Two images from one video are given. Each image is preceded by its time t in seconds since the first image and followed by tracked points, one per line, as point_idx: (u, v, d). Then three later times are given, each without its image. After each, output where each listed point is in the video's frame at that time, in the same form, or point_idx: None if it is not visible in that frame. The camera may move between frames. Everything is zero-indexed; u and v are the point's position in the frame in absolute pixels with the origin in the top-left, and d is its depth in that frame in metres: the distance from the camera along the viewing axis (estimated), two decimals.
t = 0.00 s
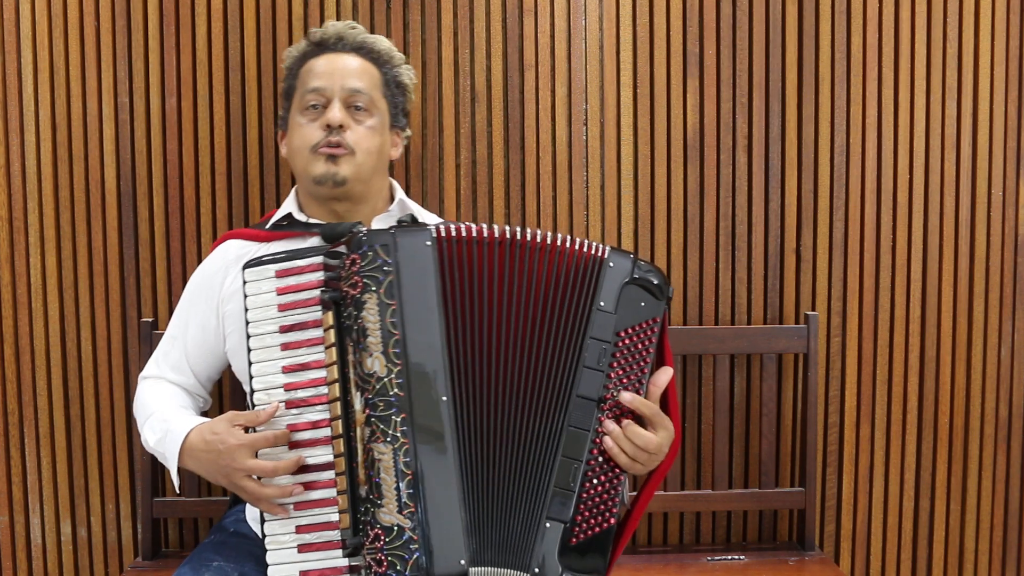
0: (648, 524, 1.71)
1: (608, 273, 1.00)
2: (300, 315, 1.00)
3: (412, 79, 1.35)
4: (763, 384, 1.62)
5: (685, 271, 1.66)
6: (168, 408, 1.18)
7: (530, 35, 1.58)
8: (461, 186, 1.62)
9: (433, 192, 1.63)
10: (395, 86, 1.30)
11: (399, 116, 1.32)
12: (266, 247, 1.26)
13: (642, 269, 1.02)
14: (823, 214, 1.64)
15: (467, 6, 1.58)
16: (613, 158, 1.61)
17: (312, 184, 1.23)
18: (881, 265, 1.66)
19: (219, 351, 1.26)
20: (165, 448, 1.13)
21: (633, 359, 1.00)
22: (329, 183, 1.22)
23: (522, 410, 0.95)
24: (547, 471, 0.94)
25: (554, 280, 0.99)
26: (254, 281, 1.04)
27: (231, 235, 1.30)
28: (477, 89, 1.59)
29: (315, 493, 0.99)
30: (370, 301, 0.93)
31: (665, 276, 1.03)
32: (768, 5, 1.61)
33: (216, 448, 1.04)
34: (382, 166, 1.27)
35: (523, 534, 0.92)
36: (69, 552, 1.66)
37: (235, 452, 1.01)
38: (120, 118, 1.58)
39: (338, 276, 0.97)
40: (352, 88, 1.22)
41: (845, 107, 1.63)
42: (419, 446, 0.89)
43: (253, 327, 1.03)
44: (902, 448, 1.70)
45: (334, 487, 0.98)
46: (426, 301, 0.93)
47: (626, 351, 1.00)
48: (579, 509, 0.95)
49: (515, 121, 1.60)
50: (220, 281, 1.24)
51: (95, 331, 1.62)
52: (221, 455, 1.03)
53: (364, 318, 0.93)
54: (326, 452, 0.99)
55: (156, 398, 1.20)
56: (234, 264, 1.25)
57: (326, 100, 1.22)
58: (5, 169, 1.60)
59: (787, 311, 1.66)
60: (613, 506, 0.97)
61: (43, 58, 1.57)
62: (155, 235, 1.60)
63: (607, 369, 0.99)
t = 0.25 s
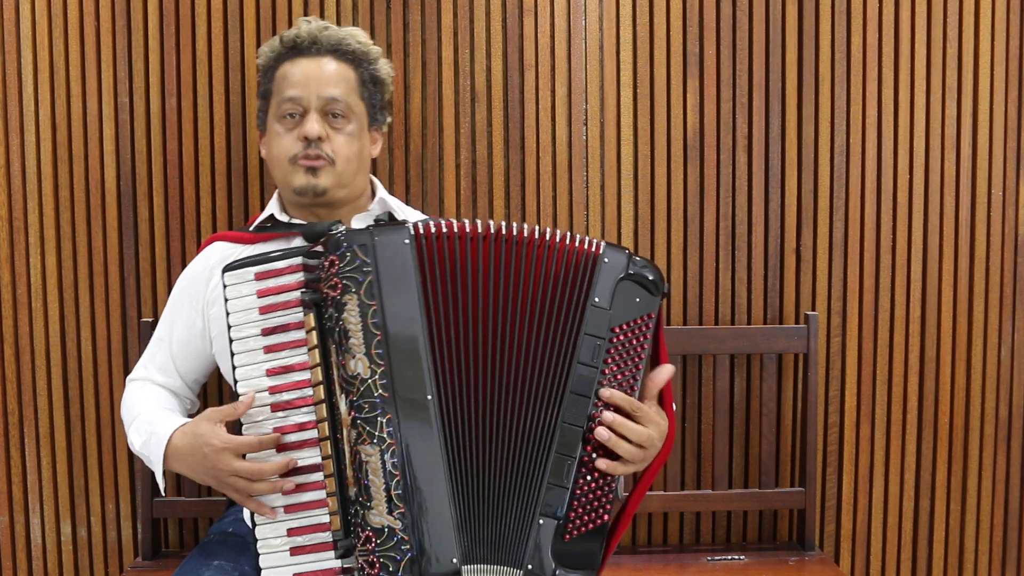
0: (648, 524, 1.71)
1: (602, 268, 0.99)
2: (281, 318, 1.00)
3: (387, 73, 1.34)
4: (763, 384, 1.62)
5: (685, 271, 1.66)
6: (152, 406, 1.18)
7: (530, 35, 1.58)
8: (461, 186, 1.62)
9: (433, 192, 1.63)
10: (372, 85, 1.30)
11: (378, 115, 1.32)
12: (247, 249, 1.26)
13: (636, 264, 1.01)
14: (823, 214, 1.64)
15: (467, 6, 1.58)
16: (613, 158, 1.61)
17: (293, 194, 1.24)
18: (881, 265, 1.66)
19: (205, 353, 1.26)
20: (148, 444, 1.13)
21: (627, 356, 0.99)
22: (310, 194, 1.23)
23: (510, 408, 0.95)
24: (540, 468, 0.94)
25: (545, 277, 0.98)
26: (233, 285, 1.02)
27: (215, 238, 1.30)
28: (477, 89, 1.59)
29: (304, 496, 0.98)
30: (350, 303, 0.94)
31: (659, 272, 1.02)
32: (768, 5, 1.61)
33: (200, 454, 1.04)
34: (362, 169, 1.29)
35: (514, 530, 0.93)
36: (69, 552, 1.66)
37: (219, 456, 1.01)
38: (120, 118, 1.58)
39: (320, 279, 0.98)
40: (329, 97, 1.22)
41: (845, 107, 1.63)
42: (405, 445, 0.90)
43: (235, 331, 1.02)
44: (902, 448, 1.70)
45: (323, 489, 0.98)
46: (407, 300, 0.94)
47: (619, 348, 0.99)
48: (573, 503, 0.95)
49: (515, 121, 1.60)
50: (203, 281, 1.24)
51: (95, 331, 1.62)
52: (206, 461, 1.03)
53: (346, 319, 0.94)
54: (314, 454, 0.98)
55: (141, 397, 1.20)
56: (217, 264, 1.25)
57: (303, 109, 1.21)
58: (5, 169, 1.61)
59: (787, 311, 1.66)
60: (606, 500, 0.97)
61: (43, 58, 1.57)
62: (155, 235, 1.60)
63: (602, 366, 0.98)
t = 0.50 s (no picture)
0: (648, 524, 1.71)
1: (565, 246, 0.96)
2: (264, 323, 1.00)
3: (360, 74, 1.37)
4: (763, 384, 1.62)
5: (685, 271, 1.66)
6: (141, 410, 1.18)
7: (530, 35, 1.58)
8: (461, 186, 1.62)
9: (433, 193, 1.63)
10: (346, 81, 1.33)
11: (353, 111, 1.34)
12: (232, 252, 1.27)
13: (597, 235, 0.98)
14: (824, 214, 1.64)
15: (467, 6, 1.58)
16: (613, 158, 1.61)
17: (276, 179, 1.22)
18: (881, 265, 1.66)
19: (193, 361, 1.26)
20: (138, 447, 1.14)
21: (602, 329, 0.98)
22: (293, 175, 1.20)
23: (490, 401, 0.94)
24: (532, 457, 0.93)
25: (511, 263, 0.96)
26: (216, 293, 1.03)
27: (200, 245, 1.30)
28: (477, 89, 1.59)
29: (295, 499, 0.99)
30: (325, 304, 0.94)
31: (615, 238, 0.99)
32: (768, 5, 1.61)
33: (195, 442, 1.06)
34: (343, 156, 1.27)
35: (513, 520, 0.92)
36: (69, 552, 1.66)
37: (213, 444, 1.03)
38: (120, 118, 1.58)
39: (298, 281, 0.98)
40: (304, 83, 1.23)
41: (846, 107, 1.63)
42: (389, 445, 0.90)
43: (219, 338, 1.02)
44: (902, 448, 1.70)
45: (312, 492, 0.99)
46: (382, 296, 0.93)
47: (594, 324, 0.97)
48: (582, 485, 0.94)
49: (515, 121, 1.60)
50: (187, 285, 1.24)
51: (95, 331, 1.62)
52: (201, 449, 1.05)
53: (323, 321, 0.94)
54: (303, 458, 0.99)
55: (131, 402, 1.21)
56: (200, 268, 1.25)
57: (279, 97, 1.23)
58: (5, 169, 1.61)
59: (787, 311, 1.66)
60: (609, 471, 0.97)
61: (43, 58, 1.57)
62: (155, 235, 1.60)
63: (580, 346, 0.96)
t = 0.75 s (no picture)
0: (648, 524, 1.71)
1: (525, 234, 1.01)
2: (255, 327, 1.00)
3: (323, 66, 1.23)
4: (763, 384, 1.62)
5: (685, 271, 1.66)
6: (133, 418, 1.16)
7: (531, 35, 1.58)
8: (461, 186, 1.62)
9: (433, 193, 1.63)
10: (313, 89, 1.20)
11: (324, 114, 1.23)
12: (217, 264, 1.20)
13: (555, 221, 1.03)
14: (823, 214, 1.64)
15: (467, 6, 1.58)
16: (613, 158, 1.61)
17: (264, 223, 1.20)
18: (881, 265, 1.66)
19: (185, 373, 1.23)
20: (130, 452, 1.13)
21: (572, 310, 1.02)
22: (282, 224, 1.19)
23: (478, 392, 0.97)
24: (517, 444, 0.96)
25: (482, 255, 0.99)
26: (205, 300, 1.03)
27: (184, 258, 1.23)
28: (477, 89, 1.59)
29: (293, 500, 0.99)
30: (321, 302, 0.95)
31: (573, 221, 1.04)
32: (768, 5, 1.61)
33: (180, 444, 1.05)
34: (325, 182, 1.23)
35: (513, 506, 0.94)
36: (69, 552, 1.66)
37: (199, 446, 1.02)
38: (120, 118, 1.57)
39: (292, 285, 0.97)
40: (276, 126, 1.12)
41: (845, 107, 1.63)
42: (390, 437, 0.92)
43: (209, 345, 1.02)
44: (902, 448, 1.70)
45: (311, 493, 0.99)
46: (377, 293, 0.96)
47: (564, 306, 1.02)
48: (572, 464, 0.98)
49: (516, 121, 1.60)
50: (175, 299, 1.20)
51: (95, 331, 1.62)
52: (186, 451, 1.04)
53: (318, 320, 0.94)
54: (299, 459, 0.99)
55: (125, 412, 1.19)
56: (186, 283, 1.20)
57: (252, 145, 1.12)
58: (5, 169, 1.60)
59: (787, 311, 1.66)
60: (599, 450, 1.00)
61: (43, 58, 1.57)
62: (155, 235, 1.60)
63: (552, 330, 1.00)
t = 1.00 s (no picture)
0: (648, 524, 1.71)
1: (487, 224, 1.03)
2: (242, 330, 1.00)
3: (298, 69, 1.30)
4: (763, 384, 1.62)
5: (685, 271, 1.66)
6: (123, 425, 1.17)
7: (530, 35, 1.58)
8: (461, 186, 1.62)
9: (433, 192, 1.63)
10: (285, 84, 1.26)
11: (299, 111, 1.28)
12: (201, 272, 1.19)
13: (514, 207, 1.06)
14: (823, 214, 1.64)
15: (467, 6, 1.58)
16: (613, 158, 1.61)
17: (238, 210, 1.21)
18: (881, 265, 1.66)
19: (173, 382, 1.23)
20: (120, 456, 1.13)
21: (541, 291, 1.05)
22: (255, 206, 1.20)
23: (464, 383, 0.98)
24: (503, 431, 0.98)
25: (448, 246, 1.01)
26: (192, 305, 1.02)
27: (166, 266, 1.23)
28: (477, 89, 1.59)
29: (289, 501, 0.99)
30: (307, 301, 0.95)
31: (533, 206, 1.07)
32: (768, 5, 1.61)
33: (175, 445, 1.05)
34: (299, 168, 1.25)
35: (510, 493, 0.96)
36: (69, 552, 1.66)
37: (194, 447, 1.02)
38: (120, 118, 1.57)
39: (280, 284, 0.97)
40: (246, 106, 1.18)
41: (845, 107, 1.63)
42: (384, 432, 0.93)
43: (198, 350, 1.01)
44: (902, 448, 1.70)
45: (306, 492, 0.98)
46: (362, 289, 0.96)
47: (534, 287, 1.05)
48: (562, 445, 1.00)
49: (516, 121, 1.60)
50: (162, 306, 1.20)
51: (95, 331, 1.62)
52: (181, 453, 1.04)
53: (305, 319, 0.95)
54: (292, 459, 0.99)
55: (113, 418, 1.20)
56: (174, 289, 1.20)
57: (223, 126, 1.17)
58: (5, 169, 1.61)
59: (787, 311, 1.66)
60: (587, 427, 1.03)
61: (43, 58, 1.57)
62: (155, 235, 1.60)
63: (524, 314, 1.03)
